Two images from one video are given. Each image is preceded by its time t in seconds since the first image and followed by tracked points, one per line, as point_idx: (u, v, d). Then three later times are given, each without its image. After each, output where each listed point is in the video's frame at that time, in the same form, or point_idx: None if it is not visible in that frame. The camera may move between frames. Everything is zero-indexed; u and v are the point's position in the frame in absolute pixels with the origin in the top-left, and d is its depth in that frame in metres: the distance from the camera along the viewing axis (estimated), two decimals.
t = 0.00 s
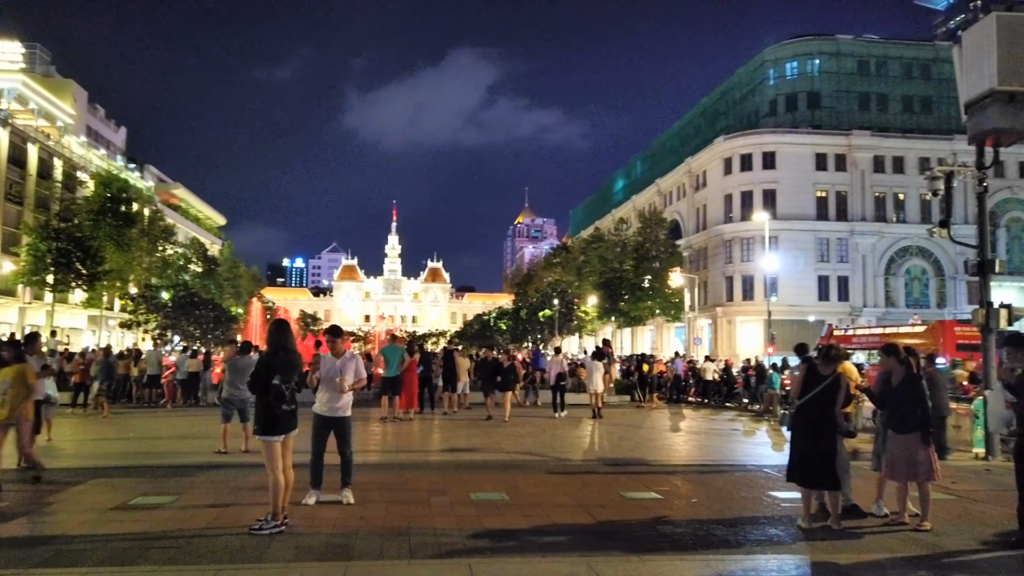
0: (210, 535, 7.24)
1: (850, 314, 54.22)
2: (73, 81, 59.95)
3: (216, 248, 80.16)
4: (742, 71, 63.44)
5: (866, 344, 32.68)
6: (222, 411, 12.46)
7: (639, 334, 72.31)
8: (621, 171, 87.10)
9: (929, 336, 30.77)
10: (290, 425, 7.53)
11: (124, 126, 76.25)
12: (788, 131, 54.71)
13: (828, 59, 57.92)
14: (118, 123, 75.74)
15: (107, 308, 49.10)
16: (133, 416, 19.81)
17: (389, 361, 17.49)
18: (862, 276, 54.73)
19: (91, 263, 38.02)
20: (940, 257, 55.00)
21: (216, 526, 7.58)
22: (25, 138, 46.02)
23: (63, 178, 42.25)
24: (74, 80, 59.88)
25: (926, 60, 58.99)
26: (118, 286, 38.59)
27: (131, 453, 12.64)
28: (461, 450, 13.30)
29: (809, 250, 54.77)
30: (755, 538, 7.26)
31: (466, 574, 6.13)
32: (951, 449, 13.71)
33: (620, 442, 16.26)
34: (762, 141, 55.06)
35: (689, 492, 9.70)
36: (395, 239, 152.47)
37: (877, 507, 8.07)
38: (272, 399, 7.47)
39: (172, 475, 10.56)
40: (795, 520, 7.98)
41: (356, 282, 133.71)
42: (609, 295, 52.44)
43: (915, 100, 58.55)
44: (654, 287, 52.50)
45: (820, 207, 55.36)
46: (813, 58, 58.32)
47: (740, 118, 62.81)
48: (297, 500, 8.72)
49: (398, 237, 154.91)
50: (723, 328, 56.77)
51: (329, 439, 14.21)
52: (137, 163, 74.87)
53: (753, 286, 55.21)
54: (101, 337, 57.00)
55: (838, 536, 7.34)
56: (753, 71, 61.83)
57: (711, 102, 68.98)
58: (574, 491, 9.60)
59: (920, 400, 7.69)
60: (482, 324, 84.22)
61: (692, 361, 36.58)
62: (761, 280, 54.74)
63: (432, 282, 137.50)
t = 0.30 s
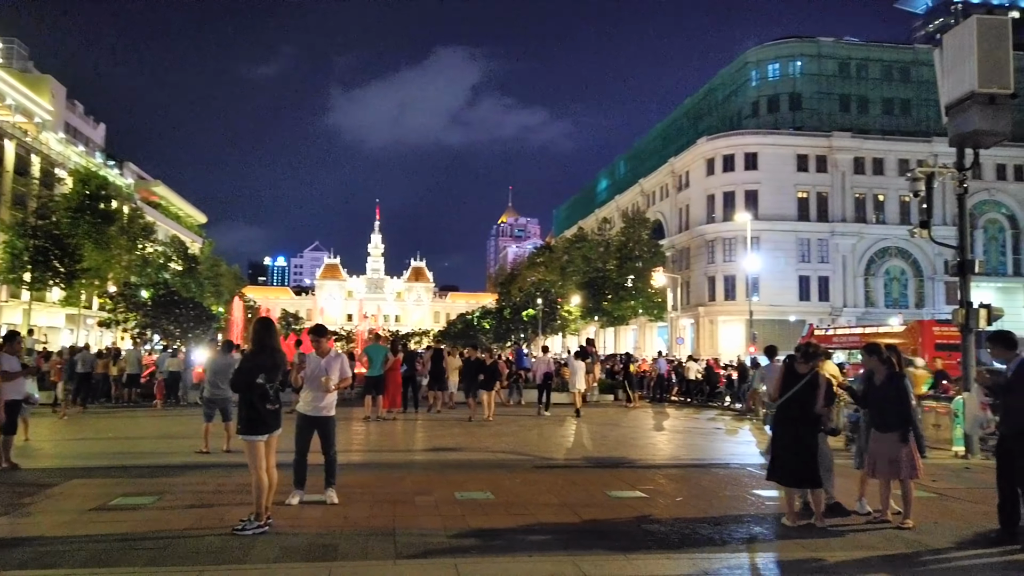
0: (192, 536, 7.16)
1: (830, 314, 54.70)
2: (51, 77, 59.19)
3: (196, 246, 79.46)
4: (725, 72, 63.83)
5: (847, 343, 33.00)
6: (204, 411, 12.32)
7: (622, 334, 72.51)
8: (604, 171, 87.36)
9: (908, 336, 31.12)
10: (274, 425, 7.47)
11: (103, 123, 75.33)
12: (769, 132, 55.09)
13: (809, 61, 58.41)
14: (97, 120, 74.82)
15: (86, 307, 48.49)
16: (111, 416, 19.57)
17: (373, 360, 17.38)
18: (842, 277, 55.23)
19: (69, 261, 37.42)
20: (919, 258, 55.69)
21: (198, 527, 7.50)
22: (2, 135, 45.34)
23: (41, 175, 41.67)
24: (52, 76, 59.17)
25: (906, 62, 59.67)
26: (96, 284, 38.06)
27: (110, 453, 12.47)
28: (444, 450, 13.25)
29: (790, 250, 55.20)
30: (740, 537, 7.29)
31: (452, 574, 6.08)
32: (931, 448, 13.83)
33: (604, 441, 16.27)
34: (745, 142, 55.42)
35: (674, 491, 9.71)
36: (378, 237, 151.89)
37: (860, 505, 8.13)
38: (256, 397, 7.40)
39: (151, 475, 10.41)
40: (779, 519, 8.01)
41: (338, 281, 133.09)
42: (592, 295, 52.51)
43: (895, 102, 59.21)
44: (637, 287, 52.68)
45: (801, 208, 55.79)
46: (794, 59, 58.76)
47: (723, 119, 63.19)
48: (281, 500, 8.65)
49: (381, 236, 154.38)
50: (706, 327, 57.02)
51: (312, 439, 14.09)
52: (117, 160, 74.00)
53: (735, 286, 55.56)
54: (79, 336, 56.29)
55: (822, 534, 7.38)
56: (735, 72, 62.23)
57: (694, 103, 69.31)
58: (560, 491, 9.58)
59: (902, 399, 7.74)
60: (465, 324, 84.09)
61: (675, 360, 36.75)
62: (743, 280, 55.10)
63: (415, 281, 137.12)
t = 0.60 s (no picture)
0: (176, 536, 7.07)
1: (816, 313, 54.99)
2: (34, 73, 58.58)
3: (182, 244, 78.83)
4: (712, 71, 64.03)
5: (833, 342, 33.17)
6: (189, 410, 12.16)
7: (610, 332, 72.60)
8: (592, 170, 87.47)
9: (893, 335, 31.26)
10: (262, 424, 7.38)
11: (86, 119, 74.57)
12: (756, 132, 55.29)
13: (796, 61, 58.70)
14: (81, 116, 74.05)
15: (69, 305, 47.99)
16: (94, 415, 19.34)
17: (361, 358, 17.33)
18: (828, 275, 55.52)
19: (52, 259, 36.53)
20: (904, 257, 56.15)
21: (183, 527, 7.40)
22: None
23: (23, 172, 41.21)
24: (35, 72, 58.55)
25: (891, 63, 60.10)
26: (80, 282, 37.52)
27: (92, 453, 12.29)
28: (432, 449, 13.18)
29: (777, 249, 55.45)
30: (730, 535, 7.27)
31: (441, 574, 6.01)
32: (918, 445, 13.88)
33: (592, 439, 16.24)
34: (731, 141, 55.63)
35: (663, 488, 9.69)
36: (366, 236, 151.35)
37: (850, 503, 8.12)
38: (242, 396, 7.31)
39: (135, 475, 10.27)
40: (768, 516, 7.99)
41: (325, 280, 132.55)
42: (580, 293, 52.58)
43: (880, 102, 59.60)
44: (625, 285, 52.71)
45: (788, 207, 56.02)
46: (781, 59, 59.02)
47: (710, 118, 63.40)
48: (268, 500, 8.55)
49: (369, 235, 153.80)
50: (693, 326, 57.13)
51: (299, 438, 13.97)
52: (101, 157, 73.35)
53: (722, 285, 55.77)
54: (62, 335, 55.74)
55: (811, 532, 7.37)
56: (722, 71, 62.43)
57: (681, 102, 69.51)
58: (550, 489, 9.53)
59: (891, 397, 7.72)
60: (453, 322, 83.91)
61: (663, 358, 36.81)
62: (730, 279, 55.31)
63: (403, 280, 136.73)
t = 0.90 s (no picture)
0: (158, 540, 6.89)
1: (804, 311, 55.15)
2: (18, 68, 57.95)
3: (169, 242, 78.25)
4: (700, 70, 64.10)
5: (821, 339, 33.20)
6: (174, 409, 11.99)
7: (599, 330, 72.68)
8: (581, 168, 87.44)
9: (881, 333, 31.28)
10: (247, 425, 7.22)
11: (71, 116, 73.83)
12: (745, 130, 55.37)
13: (784, 59, 58.85)
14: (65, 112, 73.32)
15: (53, 304, 47.45)
16: (77, 415, 19.10)
17: (350, 357, 17.22)
18: (816, 273, 55.69)
19: (37, 255, 34.11)
20: (891, 255, 56.46)
21: (165, 531, 7.22)
22: None
23: (6, 168, 40.67)
24: (20, 68, 57.88)
25: (878, 62, 60.36)
26: (64, 279, 37.16)
27: (75, 454, 12.09)
28: (421, 448, 13.07)
29: (765, 247, 55.58)
30: (723, 536, 7.18)
31: None
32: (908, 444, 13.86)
33: (581, 438, 16.15)
34: (720, 139, 55.69)
35: (654, 488, 9.58)
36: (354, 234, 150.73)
37: (843, 503, 8.05)
38: (226, 396, 7.16)
39: (118, 477, 10.09)
40: (761, 517, 7.91)
41: (313, 278, 131.88)
42: (569, 291, 52.52)
43: (868, 101, 59.83)
44: (614, 283, 52.67)
45: (776, 206, 56.14)
46: (770, 58, 59.18)
47: (698, 117, 63.48)
48: (253, 502, 8.38)
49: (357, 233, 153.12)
50: (682, 324, 57.15)
51: (285, 438, 13.80)
52: (86, 154, 72.64)
53: (711, 283, 55.85)
54: (47, 333, 55.18)
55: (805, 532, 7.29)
56: (711, 70, 62.51)
57: (670, 100, 69.56)
58: (540, 490, 9.40)
59: (885, 395, 7.64)
60: (442, 320, 83.68)
61: (653, 356, 36.81)
62: (719, 277, 55.38)
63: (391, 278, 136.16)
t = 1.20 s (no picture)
0: (139, 549, 6.71)
1: (794, 312, 55.24)
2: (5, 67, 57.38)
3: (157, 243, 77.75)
4: (690, 71, 64.21)
5: (811, 341, 33.23)
6: (159, 413, 11.81)
7: (590, 332, 72.67)
8: (572, 169, 87.46)
9: (870, 334, 31.33)
10: (231, 430, 7.07)
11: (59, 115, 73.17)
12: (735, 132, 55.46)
13: (774, 61, 59.01)
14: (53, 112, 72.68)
15: (39, 305, 46.95)
16: (61, 418, 18.86)
17: (338, 359, 16.99)
18: (805, 274, 55.82)
19: (23, 257, 33.00)
20: (880, 257, 56.71)
21: (147, 539, 7.05)
22: None
23: None
24: (8, 67, 57.41)
25: (867, 64, 60.61)
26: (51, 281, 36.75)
27: (58, 458, 11.88)
28: (410, 451, 12.93)
29: (755, 248, 55.67)
30: (717, 541, 7.07)
31: None
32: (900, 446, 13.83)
33: (572, 440, 16.04)
34: (710, 141, 55.74)
35: (646, 492, 9.47)
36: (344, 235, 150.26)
37: (837, 508, 7.97)
38: (210, 400, 6.99)
39: (100, 482, 9.89)
40: (755, 522, 7.81)
41: (303, 278, 131.29)
42: (560, 292, 52.80)
43: (857, 103, 60.04)
44: (604, 284, 52.65)
45: (766, 207, 56.25)
46: (759, 60, 59.36)
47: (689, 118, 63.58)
48: (239, 508, 8.22)
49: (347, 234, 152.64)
50: (672, 325, 57.18)
51: (273, 442, 13.64)
52: (74, 154, 72.02)
53: (701, 284, 55.90)
54: (33, 334, 54.63)
55: (800, 538, 7.19)
56: (701, 71, 62.60)
57: (660, 102, 69.64)
58: (531, 494, 9.28)
59: (879, 399, 7.56)
60: (432, 322, 83.50)
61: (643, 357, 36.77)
62: (709, 278, 55.43)
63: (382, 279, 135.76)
